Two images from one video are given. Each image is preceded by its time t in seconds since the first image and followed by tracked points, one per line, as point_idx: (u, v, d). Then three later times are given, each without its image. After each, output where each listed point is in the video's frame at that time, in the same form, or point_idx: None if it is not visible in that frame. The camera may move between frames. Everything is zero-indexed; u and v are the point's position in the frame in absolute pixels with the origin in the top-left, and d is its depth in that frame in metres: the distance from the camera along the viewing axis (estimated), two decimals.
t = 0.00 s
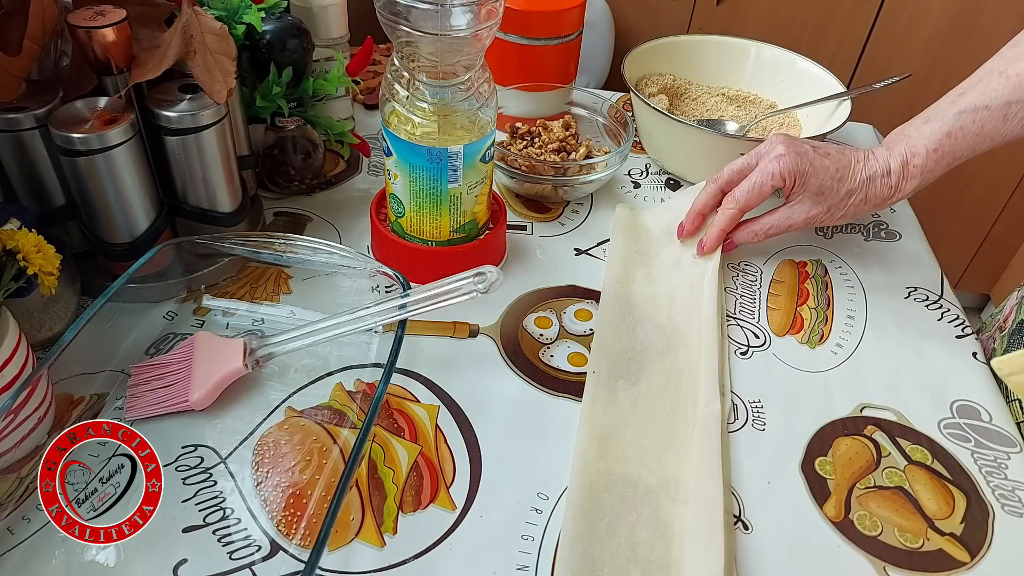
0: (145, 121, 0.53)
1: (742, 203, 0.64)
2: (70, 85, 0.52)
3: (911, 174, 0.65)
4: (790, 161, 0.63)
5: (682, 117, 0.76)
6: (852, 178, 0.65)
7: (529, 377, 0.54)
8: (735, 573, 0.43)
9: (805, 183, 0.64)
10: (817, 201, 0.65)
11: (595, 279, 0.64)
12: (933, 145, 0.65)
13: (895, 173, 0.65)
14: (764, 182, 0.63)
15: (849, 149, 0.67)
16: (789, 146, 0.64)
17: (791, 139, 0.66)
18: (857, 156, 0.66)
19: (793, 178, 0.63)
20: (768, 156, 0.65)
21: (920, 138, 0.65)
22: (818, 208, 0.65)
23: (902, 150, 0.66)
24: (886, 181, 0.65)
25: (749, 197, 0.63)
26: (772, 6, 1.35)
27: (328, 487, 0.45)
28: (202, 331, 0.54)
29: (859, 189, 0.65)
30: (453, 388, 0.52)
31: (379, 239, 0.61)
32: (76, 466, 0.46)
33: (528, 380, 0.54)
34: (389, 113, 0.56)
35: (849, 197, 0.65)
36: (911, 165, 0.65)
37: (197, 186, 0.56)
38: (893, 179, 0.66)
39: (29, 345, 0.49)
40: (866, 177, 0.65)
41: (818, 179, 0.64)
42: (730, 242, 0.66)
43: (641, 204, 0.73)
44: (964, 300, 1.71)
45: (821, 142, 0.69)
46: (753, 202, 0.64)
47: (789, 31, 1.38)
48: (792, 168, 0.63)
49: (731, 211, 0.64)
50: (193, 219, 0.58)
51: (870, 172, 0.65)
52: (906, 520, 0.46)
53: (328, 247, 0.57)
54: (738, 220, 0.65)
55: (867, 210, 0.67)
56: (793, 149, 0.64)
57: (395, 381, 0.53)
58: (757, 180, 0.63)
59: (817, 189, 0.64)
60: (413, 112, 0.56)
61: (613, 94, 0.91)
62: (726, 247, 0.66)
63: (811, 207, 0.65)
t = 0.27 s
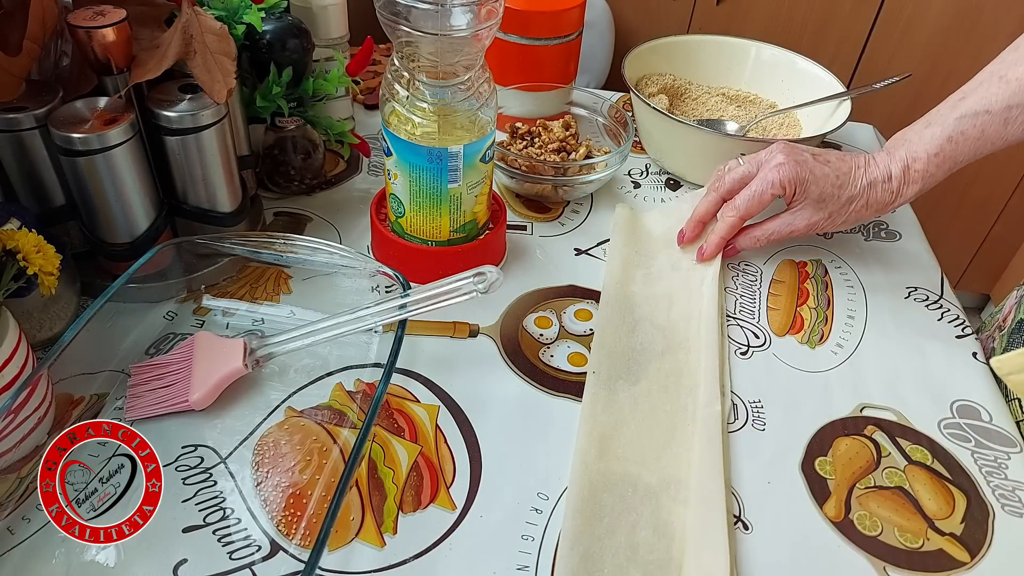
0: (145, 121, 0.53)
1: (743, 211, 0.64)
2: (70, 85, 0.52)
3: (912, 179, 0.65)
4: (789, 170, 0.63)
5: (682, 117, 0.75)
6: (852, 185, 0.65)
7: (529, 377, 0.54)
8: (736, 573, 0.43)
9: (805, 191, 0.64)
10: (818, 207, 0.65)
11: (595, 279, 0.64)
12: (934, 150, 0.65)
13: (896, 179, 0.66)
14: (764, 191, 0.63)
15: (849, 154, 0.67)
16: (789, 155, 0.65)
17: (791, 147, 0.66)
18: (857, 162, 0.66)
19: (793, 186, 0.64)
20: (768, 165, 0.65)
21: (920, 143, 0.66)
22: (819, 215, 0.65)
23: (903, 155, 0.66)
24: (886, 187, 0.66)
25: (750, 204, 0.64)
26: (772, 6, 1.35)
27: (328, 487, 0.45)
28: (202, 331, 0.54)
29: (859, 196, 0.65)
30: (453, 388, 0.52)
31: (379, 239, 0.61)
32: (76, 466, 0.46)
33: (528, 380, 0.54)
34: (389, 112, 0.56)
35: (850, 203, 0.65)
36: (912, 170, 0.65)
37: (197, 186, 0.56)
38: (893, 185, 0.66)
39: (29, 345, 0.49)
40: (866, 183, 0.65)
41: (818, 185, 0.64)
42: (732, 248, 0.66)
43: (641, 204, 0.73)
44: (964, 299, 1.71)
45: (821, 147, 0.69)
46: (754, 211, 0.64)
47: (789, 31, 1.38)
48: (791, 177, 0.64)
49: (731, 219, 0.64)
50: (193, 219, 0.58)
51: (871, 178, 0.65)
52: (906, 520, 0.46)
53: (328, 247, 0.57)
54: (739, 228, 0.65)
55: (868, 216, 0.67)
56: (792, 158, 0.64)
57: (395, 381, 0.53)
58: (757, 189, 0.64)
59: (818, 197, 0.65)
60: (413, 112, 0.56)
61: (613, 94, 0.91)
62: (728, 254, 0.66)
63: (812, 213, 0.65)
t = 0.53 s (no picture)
0: (145, 121, 0.53)
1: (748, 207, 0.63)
2: (70, 85, 0.52)
3: (924, 179, 0.63)
4: (798, 169, 0.63)
5: (682, 117, 0.75)
6: (864, 185, 0.63)
7: (529, 377, 0.54)
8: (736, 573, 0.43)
9: (816, 190, 0.63)
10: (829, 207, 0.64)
11: (595, 279, 0.64)
12: (948, 149, 0.63)
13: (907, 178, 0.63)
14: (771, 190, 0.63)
15: (860, 155, 0.66)
16: (796, 154, 0.64)
17: (801, 147, 0.65)
18: (868, 162, 0.65)
19: (802, 186, 0.63)
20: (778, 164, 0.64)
21: (933, 144, 0.64)
22: (834, 215, 0.64)
23: (916, 155, 0.64)
24: (899, 187, 0.64)
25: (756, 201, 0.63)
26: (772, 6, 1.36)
27: (328, 487, 0.45)
28: (202, 331, 0.54)
29: (873, 195, 0.63)
30: (453, 388, 0.52)
31: (379, 239, 0.61)
32: (76, 466, 0.46)
33: (528, 380, 0.53)
34: (389, 112, 0.56)
35: (863, 204, 0.64)
36: (926, 170, 0.63)
37: (197, 186, 0.56)
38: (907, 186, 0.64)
39: (29, 345, 0.49)
40: (879, 183, 0.63)
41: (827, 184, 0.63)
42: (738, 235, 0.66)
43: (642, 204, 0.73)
44: (964, 299, 1.71)
45: (829, 148, 0.68)
46: (759, 208, 0.63)
47: (789, 31, 1.38)
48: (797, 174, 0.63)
49: (735, 215, 0.64)
50: (193, 219, 0.58)
51: (883, 178, 0.64)
52: (906, 520, 0.46)
53: (328, 247, 0.57)
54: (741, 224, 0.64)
55: (883, 219, 0.65)
56: (801, 158, 0.63)
57: (395, 381, 0.53)
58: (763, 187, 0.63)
59: (830, 197, 0.63)
60: (413, 112, 0.56)
61: (613, 94, 0.91)
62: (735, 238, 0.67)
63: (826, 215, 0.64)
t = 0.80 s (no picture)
0: (145, 121, 0.53)
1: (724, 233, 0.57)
2: (70, 85, 0.52)
3: (915, 208, 0.61)
4: (791, 205, 0.58)
5: (682, 117, 0.76)
6: (857, 215, 0.59)
7: (529, 377, 0.54)
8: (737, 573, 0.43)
9: (810, 223, 0.58)
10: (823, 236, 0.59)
11: (595, 279, 0.64)
12: (937, 175, 0.61)
13: (898, 208, 0.61)
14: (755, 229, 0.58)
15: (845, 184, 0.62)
16: (784, 187, 0.58)
17: (788, 178, 0.60)
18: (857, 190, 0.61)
19: (791, 218, 0.58)
20: (765, 191, 0.59)
21: (920, 170, 0.62)
22: (829, 247, 0.59)
23: (903, 182, 0.62)
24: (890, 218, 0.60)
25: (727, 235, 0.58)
26: (772, 6, 1.36)
27: (328, 487, 0.45)
28: (202, 331, 0.54)
29: (865, 225, 0.60)
30: (453, 388, 0.52)
31: (379, 239, 0.61)
32: (76, 466, 0.46)
33: (528, 380, 0.54)
34: (389, 112, 0.56)
35: (856, 235, 0.60)
36: (914, 198, 0.61)
37: (197, 186, 0.56)
38: (897, 216, 0.61)
39: (29, 345, 0.49)
40: (871, 212, 0.60)
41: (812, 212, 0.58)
42: (722, 266, 0.59)
43: (642, 204, 0.73)
44: (964, 299, 1.71)
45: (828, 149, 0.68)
46: (739, 235, 0.58)
47: (789, 31, 1.38)
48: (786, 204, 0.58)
49: (713, 235, 0.57)
50: (193, 219, 0.58)
51: (873, 207, 0.60)
52: (905, 520, 0.46)
53: (328, 247, 0.57)
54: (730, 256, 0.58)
55: (875, 249, 0.61)
56: (789, 190, 0.58)
57: (395, 381, 0.53)
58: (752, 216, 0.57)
59: (823, 231, 0.59)
60: (413, 112, 0.56)
61: (613, 94, 0.91)
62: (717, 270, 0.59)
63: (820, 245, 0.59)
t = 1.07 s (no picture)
0: (145, 121, 0.53)
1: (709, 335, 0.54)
2: (70, 85, 0.52)
3: (908, 271, 0.58)
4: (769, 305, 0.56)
5: (682, 117, 0.76)
6: (846, 296, 0.57)
7: (529, 377, 0.54)
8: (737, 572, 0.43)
9: (800, 318, 0.56)
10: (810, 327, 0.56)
11: (595, 279, 0.64)
12: (926, 237, 0.58)
13: (890, 276, 0.58)
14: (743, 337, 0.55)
15: (830, 261, 0.60)
16: (763, 288, 0.57)
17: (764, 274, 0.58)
18: (840, 266, 0.59)
19: (777, 321, 0.56)
20: (744, 294, 0.56)
21: (908, 233, 0.59)
22: (825, 335, 0.56)
23: (891, 249, 0.59)
24: (882, 287, 0.58)
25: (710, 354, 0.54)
26: (771, 6, 1.36)
27: (328, 487, 0.45)
28: (202, 331, 0.54)
29: (859, 301, 0.57)
30: (453, 388, 0.52)
31: (379, 239, 0.61)
32: (76, 466, 0.46)
33: (528, 380, 0.54)
34: (389, 113, 0.56)
35: (853, 314, 0.57)
36: (906, 262, 0.58)
37: (197, 186, 0.56)
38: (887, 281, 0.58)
39: (29, 345, 0.49)
40: (861, 287, 0.57)
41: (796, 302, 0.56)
42: (722, 365, 0.53)
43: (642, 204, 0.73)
44: (964, 299, 1.71)
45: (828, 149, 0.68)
46: (725, 338, 0.55)
47: (789, 32, 1.38)
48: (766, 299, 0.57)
49: (695, 338, 0.53)
50: (193, 219, 0.58)
51: (862, 281, 0.58)
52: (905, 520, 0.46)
53: (328, 247, 0.57)
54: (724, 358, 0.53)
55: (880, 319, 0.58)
56: (770, 291, 0.56)
57: (395, 381, 0.53)
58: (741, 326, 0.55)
59: (814, 323, 0.56)
60: (413, 112, 0.56)
61: (613, 94, 0.91)
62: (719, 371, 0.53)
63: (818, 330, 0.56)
